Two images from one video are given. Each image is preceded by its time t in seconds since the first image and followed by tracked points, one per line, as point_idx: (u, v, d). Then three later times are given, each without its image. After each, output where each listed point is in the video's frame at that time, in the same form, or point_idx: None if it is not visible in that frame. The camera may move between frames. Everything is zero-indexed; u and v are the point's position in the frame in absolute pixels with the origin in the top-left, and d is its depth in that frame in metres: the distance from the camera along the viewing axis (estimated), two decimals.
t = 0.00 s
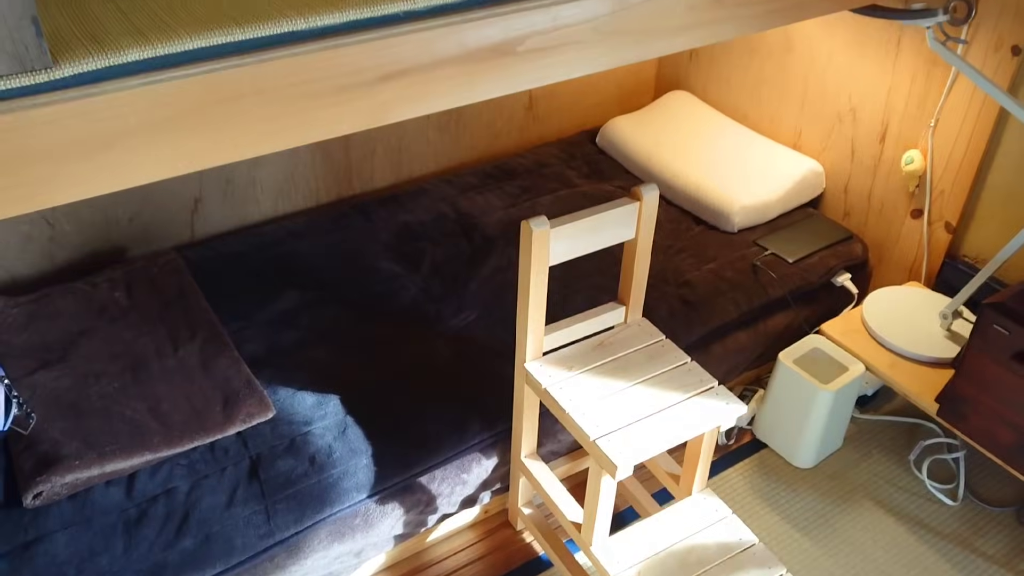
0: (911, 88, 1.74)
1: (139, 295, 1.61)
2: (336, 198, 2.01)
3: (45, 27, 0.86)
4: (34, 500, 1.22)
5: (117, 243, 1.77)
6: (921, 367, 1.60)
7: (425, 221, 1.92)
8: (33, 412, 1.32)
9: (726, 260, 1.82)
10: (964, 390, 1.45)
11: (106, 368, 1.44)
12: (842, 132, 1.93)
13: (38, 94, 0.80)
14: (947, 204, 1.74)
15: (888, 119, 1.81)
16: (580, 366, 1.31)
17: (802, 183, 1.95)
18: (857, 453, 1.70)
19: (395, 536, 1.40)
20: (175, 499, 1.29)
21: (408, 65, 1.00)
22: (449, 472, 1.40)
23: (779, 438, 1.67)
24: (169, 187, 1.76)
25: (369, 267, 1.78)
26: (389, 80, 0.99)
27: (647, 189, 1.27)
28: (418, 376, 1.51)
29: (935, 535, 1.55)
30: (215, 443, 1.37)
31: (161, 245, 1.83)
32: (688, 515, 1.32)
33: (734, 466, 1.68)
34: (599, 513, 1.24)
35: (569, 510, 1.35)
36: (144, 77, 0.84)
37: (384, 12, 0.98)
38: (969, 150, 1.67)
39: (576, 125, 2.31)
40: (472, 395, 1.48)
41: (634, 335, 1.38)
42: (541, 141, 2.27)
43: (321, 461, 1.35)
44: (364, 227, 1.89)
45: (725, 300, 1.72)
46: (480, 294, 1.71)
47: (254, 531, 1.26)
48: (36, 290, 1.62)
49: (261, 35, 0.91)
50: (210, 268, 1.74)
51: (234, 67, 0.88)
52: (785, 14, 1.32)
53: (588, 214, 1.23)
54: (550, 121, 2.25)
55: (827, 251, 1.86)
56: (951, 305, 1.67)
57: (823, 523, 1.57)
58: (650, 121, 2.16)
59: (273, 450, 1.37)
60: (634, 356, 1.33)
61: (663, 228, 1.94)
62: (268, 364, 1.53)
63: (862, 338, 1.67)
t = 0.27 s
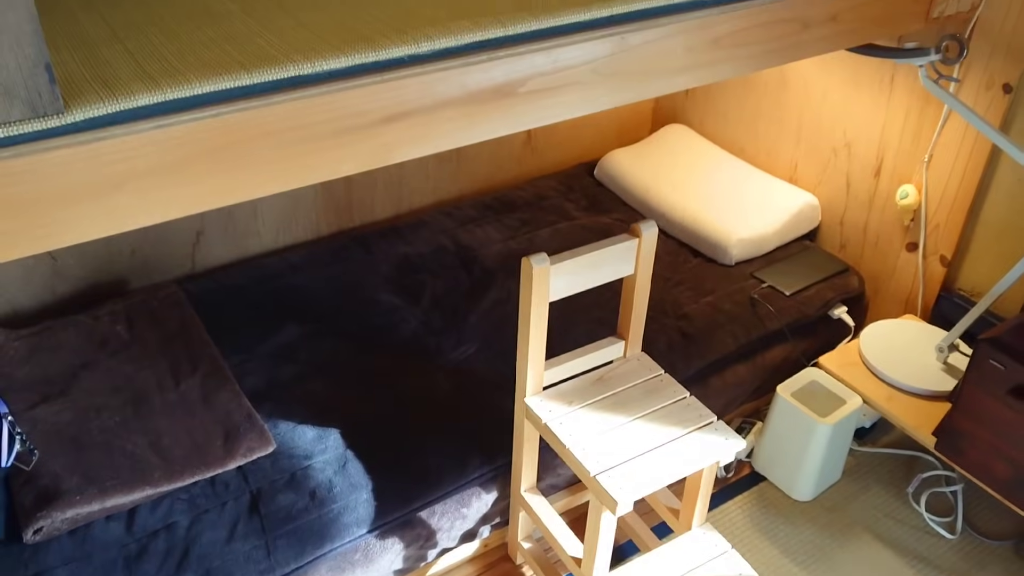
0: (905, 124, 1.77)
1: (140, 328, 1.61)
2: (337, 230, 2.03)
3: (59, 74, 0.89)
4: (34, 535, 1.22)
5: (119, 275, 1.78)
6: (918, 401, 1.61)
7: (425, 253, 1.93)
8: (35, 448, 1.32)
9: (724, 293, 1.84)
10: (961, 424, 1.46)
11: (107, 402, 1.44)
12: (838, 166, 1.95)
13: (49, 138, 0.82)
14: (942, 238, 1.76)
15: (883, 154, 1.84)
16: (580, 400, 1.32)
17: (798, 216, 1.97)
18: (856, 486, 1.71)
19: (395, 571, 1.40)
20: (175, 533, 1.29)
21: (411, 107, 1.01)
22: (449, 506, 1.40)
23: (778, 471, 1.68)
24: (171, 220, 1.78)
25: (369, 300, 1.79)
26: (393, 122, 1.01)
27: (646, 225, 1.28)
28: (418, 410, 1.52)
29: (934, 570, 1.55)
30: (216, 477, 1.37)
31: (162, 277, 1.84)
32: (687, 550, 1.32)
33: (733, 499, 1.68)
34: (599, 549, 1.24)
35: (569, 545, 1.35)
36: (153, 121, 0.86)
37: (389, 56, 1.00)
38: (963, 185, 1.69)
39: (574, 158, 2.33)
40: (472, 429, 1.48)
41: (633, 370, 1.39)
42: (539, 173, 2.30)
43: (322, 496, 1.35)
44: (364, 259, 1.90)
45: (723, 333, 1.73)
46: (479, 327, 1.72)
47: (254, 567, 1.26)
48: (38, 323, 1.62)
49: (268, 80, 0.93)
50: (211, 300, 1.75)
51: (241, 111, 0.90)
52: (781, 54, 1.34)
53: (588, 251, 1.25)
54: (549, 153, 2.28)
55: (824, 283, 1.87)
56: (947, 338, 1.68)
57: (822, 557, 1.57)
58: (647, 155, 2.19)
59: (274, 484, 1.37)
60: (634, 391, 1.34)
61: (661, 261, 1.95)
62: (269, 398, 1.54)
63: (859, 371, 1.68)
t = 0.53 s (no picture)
0: (898, 160, 1.79)
1: (139, 361, 1.62)
2: (335, 262, 2.04)
3: (63, 116, 0.90)
4: (29, 571, 1.22)
5: (118, 307, 1.79)
6: (914, 434, 1.62)
7: (423, 285, 1.94)
8: (32, 483, 1.31)
9: (720, 326, 1.85)
10: (956, 459, 1.47)
11: (104, 436, 1.44)
12: (832, 200, 1.97)
13: (54, 179, 0.83)
14: (936, 271, 1.78)
15: (877, 189, 1.85)
16: (577, 435, 1.32)
17: (793, 249, 1.98)
18: (853, 520, 1.70)
19: None
20: (171, 569, 1.29)
21: (409, 147, 1.03)
22: (446, 541, 1.40)
23: (775, 505, 1.68)
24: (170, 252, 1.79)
25: (367, 332, 1.80)
26: (391, 162, 1.02)
27: (642, 261, 1.30)
28: (415, 444, 1.52)
29: None
30: (212, 511, 1.37)
31: (161, 309, 1.85)
32: None
33: (730, 533, 1.68)
34: None
35: None
36: (154, 162, 0.87)
37: (388, 97, 1.01)
38: (956, 220, 1.71)
39: (571, 190, 2.35)
40: (469, 463, 1.48)
41: (630, 404, 1.39)
42: (536, 205, 2.32)
43: (318, 530, 1.36)
44: (362, 291, 1.91)
45: (719, 366, 1.74)
46: (476, 359, 1.73)
47: None
48: (37, 356, 1.63)
49: (269, 120, 0.94)
50: (209, 332, 1.76)
51: (241, 152, 0.91)
52: (776, 92, 1.36)
53: (585, 286, 1.26)
54: (546, 186, 2.30)
55: (819, 316, 1.89)
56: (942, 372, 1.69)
57: None
58: (644, 188, 2.21)
59: (270, 519, 1.37)
60: (630, 425, 1.35)
61: (657, 293, 1.96)
62: (266, 431, 1.54)
63: (855, 405, 1.68)
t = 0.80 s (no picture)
0: (891, 197, 1.81)
1: (134, 397, 1.61)
2: (331, 296, 2.04)
3: (63, 160, 0.90)
4: None
5: (113, 342, 1.79)
6: (910, 472, 1.61)
7: (419, 320, 1.94)
8: (25, 523, 1.31)
9: (716, 362, 1.85)
10: (952, 498, 1.46)
11: (97, 473, 1.44)
12: (826, 236, 1.98)
13: (53, 223, 0.83)
14: (930, 308, 1.79)
15: (870, 226, 1.87)
16: (572, 474, 1.32)
17: (788, 285, 1.99)
18: (850, 558, 1.70)
19: None
20: None
21: (406, 189, 1.04)
22: None
23: (772, 543, 1.67)
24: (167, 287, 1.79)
25: (363, 367, 1.79)
26: (389, 203, 1.03)
27: (637, 300, 1.31)
28: (410, 481, 1.51)
29: None
30: (205, 550, 1.36)
31: (156, 344, 1.84)
32: None
33: (726, 571, 1.67)
34: None
35: None
36: (153, 205, 0.88)
37: (386, 139, 1.01)
38: (949, 257, 1.72)
39: (566, 225, 2.37)
40: (464, 501, 1.48)
41: (625, 443, 1.39)
42: (532, 239, 2.33)
43: (312, 571, 1.36)
44: (358, 326, 1.91)
45: (715, 402, 1.73)
46: (472, 395, 1.73)
47: None
48: (32, 392, 1.62)
49: (268, 163, 0.95)
50: (204, 368, 1.76)
51: (239, 194, 0.92)
52: (769, 133, 1.38)
53: (580, 325, 1.26)
54: (542, 220, 2.31)
55: (815, 352, 1.89)
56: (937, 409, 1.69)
57: None
58: (639, 223, 2.23)
59: (264, 559, 1.37)
60: (626, 464, 1.35)
61: (653, 328, 1.97)
62: (260, 468, 1.53)
63: (850, 442, 1.68)
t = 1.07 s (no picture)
0: (884, 237, 1.82)
1: (129, 436, 1.61)
2: (327, 333, 2.04)
3: (66, 207, 0.91)
4: None
5: (109, 380, 1.78)
6: (908, 513, 1.61)
7: (415, 358, 1.95)
8: (15, 568, 1.31)
9: (712, 400, 1.85)
10: (950, 540, 1.46)
11: (91, 514, 1.43)
12: (820, 275, 2.00)
13: (54, 271, 0.84)
14: (924, 347, 1.80)
15: (864, 265, 1.88)
16: (569, 516, 1.31)
17: (784, 323, 2.00)
18: None
19: None
20: None
21: (405, 234, 1.05)
22: None
23: None
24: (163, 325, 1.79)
25: (359, 405, 1.79)
26: (388, 248, 1.04)
27: (634, 341, 1.31)
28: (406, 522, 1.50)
29: None
30: None
31: (152, 382, 1.84)
32: None
33: None
34: None
35: None
36: (154, 252, 0.89)
37: (386, 186, 1.02)
38: (942, 297, 1.74)
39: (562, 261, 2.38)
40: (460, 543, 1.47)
41: (622, 484, 1.39)
42: (529, 276, 2.34)
43: None
44: (355, 364, 1.91)
45: (712, 441, 1.73)
46: (468, 434, 1.73)
47: None
48: (27, 430, 1.61)
49: (269, 210, 0.95)
50: (200, 406, 1.75)
51: (240, 242, 0.93)
52: (764, 177, 1.39)
53: (577, 367, 1.27)
54: (538, 257, 2.32)
55: (811, 391, 1.89)
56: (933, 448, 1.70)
57: None
58: (635, 260, 2.24)
59: None
60: (623, 506, 1.34)
61: (649, 366, 1.97)
62: (255, 509, 1.52)
63: (847, 482, 1.68)
